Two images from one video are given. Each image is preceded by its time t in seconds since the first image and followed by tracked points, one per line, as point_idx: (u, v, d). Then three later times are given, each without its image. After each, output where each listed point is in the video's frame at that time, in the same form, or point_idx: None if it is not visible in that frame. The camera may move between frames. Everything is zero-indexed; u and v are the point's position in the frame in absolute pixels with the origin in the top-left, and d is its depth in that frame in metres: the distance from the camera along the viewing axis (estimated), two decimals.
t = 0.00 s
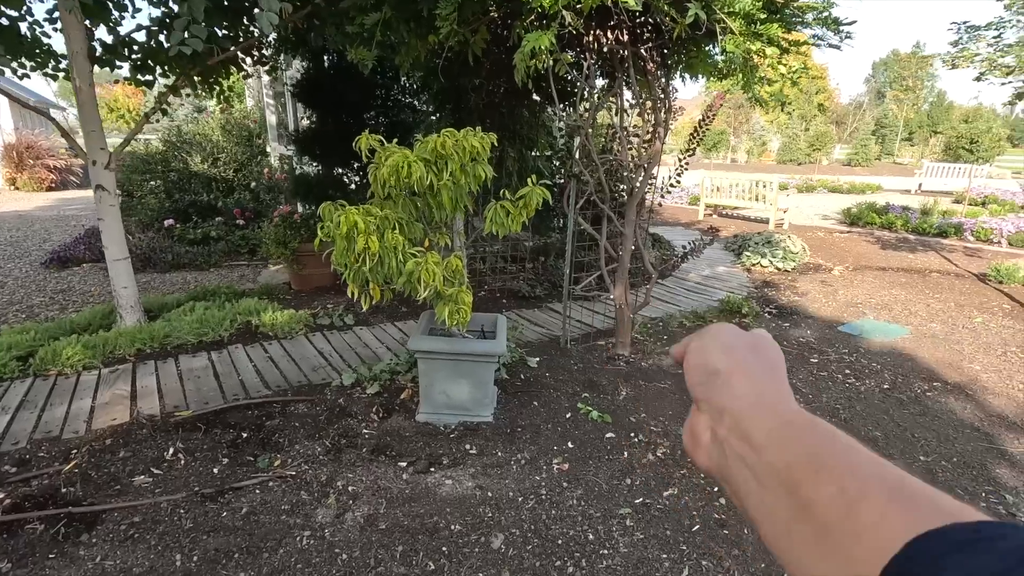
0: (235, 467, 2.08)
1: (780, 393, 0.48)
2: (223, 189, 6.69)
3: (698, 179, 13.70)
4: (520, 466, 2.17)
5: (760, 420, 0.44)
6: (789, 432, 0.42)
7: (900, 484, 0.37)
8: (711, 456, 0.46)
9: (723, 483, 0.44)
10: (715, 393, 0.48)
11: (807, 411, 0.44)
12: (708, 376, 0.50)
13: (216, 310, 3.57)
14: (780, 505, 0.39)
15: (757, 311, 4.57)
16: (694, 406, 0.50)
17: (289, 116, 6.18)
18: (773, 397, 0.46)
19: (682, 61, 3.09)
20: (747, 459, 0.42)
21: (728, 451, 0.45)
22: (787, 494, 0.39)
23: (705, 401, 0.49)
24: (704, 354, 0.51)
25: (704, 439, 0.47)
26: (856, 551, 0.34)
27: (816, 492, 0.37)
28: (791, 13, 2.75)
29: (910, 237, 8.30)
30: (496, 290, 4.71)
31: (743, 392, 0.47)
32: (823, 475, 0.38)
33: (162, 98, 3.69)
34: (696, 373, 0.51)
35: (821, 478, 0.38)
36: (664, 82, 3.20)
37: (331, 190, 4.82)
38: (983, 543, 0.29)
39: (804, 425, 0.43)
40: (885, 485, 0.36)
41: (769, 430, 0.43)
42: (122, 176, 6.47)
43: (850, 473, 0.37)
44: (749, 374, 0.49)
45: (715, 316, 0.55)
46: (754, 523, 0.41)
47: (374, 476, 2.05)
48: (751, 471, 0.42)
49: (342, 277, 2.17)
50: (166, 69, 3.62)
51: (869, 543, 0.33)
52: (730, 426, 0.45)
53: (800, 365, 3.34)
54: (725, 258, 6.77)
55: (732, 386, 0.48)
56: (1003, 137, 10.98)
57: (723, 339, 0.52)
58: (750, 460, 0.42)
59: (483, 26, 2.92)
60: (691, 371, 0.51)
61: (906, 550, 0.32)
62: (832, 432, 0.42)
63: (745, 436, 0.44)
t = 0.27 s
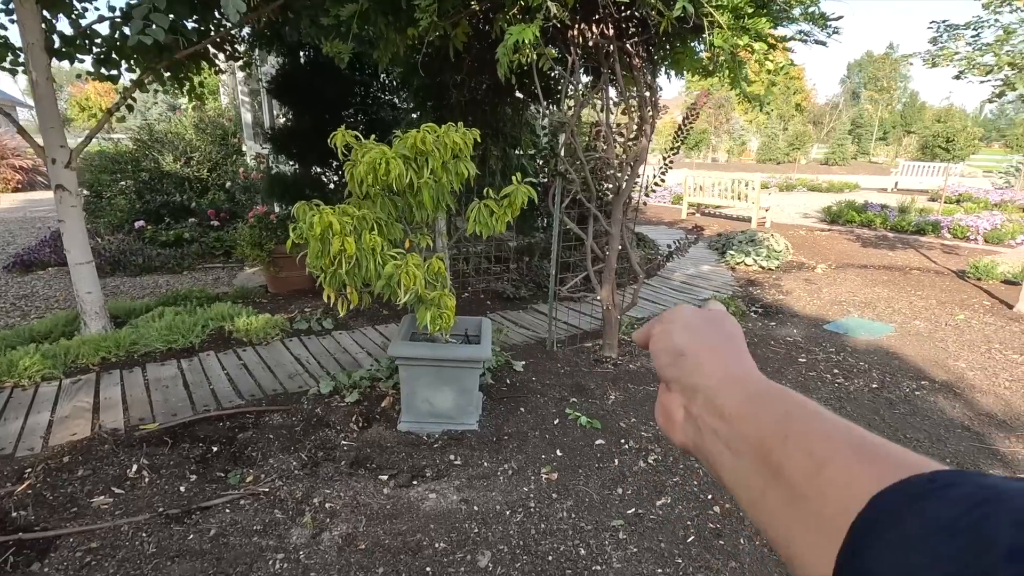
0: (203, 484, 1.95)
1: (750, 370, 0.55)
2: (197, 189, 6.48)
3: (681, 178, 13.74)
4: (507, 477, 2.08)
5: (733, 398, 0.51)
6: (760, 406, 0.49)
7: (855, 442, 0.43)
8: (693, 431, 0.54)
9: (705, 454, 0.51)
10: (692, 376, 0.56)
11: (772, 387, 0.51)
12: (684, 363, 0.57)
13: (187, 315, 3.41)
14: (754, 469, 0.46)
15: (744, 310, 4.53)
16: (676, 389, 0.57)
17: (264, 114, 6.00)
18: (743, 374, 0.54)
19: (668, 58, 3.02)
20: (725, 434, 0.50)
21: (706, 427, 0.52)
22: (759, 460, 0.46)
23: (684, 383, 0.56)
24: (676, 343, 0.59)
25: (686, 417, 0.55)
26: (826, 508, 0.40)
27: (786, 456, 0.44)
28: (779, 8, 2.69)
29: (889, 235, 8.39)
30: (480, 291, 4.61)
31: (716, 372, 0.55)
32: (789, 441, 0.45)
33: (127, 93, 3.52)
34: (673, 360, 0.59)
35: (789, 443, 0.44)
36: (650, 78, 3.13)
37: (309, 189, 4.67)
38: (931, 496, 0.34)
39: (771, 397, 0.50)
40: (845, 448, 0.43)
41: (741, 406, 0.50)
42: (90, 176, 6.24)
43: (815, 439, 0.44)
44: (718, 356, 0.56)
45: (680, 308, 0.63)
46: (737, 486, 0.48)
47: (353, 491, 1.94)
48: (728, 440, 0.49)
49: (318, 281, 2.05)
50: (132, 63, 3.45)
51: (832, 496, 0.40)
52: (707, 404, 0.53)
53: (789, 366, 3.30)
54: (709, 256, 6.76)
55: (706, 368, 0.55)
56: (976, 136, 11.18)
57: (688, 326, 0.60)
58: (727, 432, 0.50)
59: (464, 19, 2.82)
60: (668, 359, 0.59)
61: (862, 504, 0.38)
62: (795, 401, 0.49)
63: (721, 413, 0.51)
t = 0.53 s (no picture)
0: (183, 505, 1.83)
1: (807, 410, 0.55)
2: (171, 189, 6.26)
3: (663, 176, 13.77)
4: (506, 489, 1.99)
5: (792, 437, 0.51)
6: (819, 444, 0.49)
7: (919, 480, 0.42)
8: (749, 470, 0.53)
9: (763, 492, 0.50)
10: (749, 413, 0.56)
11: (831, 427, 0.51)
12: (740, 401, 0.57)
13: (163, 322, 3.26)
14: (815, 507, 0.45)
15: (734, 309, 4.51)
16: (729, 426, 0.57)
17: (242, 111, 5.81)
18: (802, 416, 0.54)
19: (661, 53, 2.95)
20: (783, 473, 0.49)
21: (763, 466, 0.52)
22: (820, 496, 0.45)
23: (740, 421, 0.56)
24: (733, 384, 0.59)
25: (741, 456, 0.55)
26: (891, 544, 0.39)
27: (847, 494, 0.43)
28: (774, 3, 2.63)
29: (870, 232, 8.48)
30: (468, 293, 4.52)
31: (774, 412, 0.54)
32: (852, 478, 0.44)
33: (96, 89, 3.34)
34: (727, 401, 0.59)
35: (852, 480, 0.44)
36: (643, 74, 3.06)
37: (290, 189, 4.52)
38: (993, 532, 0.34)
39: (829, 435, 0.49)
40: (908, 485, 0.42)
41: (800, 445, 0.50)
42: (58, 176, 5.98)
43: (876, 475, 0.43)
44: (774, 397, 0.56)
45: (734, 349, 0.64)
46: (798, 527, 0.47)
47: (344, 509, 1.84)
48: (788, 479, 0.48)
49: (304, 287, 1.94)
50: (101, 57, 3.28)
51: (900, 534, 0.39)
52: (765, 443, 0.53)
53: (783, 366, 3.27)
54: (696, 255, 6.75)
55: (763, 408, 0.55)
56: (951, 133, 11.39)
57: (742, 367, 0.61)
58: (785, 471, 0.49)
59: (453, 13, 2.72)
60: (723, 398, 0.59)
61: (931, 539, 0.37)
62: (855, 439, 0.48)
63: (778, 451, 0.51)
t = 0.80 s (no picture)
0: (179, 530, 1.72)
1: (806, 406, 0.50)
2: (151, 190, 6.06)
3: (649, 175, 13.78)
4: (519, 505, 1.92)
5: (789, 435, 0.47)
6: (817, 444, 0.44)
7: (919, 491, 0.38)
8: (742, 466, 0.49)
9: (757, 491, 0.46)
10: (745, 406, 0.51)
11: (831, 426, 0.47)
12: (735, 395, 0.53)
13: (148, 331, 3.12)
14: (810, 510, 0.41)
15: (731, 309, 4.49)
16: (723, 418, 0.53)
17: (225, 109, 5.64)
18: (800, 412, 0.49)
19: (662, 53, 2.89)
20: (777, 472, 0.45)
21: (760, 464, 0.47)
22: (813, 500, 0.41)
23: (738, 417, 0.52)
24: (729, 375, 0.55)
25: (736, 450, 0.51)
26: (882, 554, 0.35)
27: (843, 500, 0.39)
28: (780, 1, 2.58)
29: (857, 230, 8.56)
30: (462, 296, 4.43)
31: (771, 407, 0.50)
32: (849, 483, 0.40)
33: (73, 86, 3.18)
34: (723, 392, 0.55)
35: (849, 485, 0.40)
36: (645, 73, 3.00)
37: (278, 190, 4.36)
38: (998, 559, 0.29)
39: (830, 435, 0.45)
40: (910, 494, 0.37)
41: (798, 443, 0.45)
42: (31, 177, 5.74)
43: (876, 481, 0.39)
44: (773, 391, 0.52)
45: (735, 338, 0.59)
46: (790, 531, 0.43)
47: (351, 530, 1.75)
48: (784, 478, 0.44)
49: (304, 297, 1.84)
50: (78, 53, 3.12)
51: (898, 549, 0.35)
52: (760, 439, 0.49)
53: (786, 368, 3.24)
54: (687, 254, 6.73)
55: (760, 401, 0.51)
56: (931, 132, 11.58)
57: (739, 358, 0.56)
58: (781, 469, 0.45)
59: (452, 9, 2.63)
60: (718, 390, 0.55)
61: (934, 561, 0.33)
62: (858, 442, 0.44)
63: (772, 448, 0.47)
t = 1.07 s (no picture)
0: (185, 557, 1.65)
1: (816, 399, 0.50)
2: (134, 193, 5.89)
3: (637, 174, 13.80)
4: (535, 521, 1.88)
5: (799, 426, 0.46)
6: (827, 437, 0.44)
7: (932, 489, 0.37)
8: (751, 452, 0.49)
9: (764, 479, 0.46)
10: (756, 397, 0.51)
11: (841, 419, 0.46)
12: (746, 384, 0.53)
13: (138, 342, 3.01)
14: (817, 499, 0.41)
15: (729, 311, 4.48)
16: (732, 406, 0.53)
17: (211, 110, 5.49)
18: (812, 404, 0.48)
19: (665, 55, 2.86)
20: (785, 461, 0.45)
21: (767, 451, 0.47)
22: (822, 490, 0.41)
23: (747, 405, 0.52)
24: (740, 363, 0.54)
25: (745, 437, 0.50)
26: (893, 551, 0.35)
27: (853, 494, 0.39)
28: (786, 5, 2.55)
29: (844, 229, 8.66)
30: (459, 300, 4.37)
31: (782, 397, 0.50)
32: (860, 478, 0.39)
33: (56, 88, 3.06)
34: (731, 378, 0.54)
35: (863, 479, 0.39)
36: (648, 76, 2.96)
37: (268, 194, 4.24)
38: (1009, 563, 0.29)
39: (842, 430, 0.45)
40: (922, 491, 0.37)
41: (807, 435, 0.45)
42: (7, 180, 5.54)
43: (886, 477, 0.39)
44: (782, 380, 0.52)
45: (745, 326, 0.59)
46: (796, 518, 0.43)
47: (366, 552, 1.70)
48: (792, 469, 0.44)
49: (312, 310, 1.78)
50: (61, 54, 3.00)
51: (910, 546, 0.34)
52: (768, 428, 0.48)
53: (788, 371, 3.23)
54: (680, 255, 6.74)
55: (770, 389, 0.51)
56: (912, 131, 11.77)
57: (751, 348, 0.56)
58: (789, 460, 0.45)
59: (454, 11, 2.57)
60: (727, 376, 0.54)
61: (947, 560, 0.32)
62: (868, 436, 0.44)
63: (781, 439, 0.47)
